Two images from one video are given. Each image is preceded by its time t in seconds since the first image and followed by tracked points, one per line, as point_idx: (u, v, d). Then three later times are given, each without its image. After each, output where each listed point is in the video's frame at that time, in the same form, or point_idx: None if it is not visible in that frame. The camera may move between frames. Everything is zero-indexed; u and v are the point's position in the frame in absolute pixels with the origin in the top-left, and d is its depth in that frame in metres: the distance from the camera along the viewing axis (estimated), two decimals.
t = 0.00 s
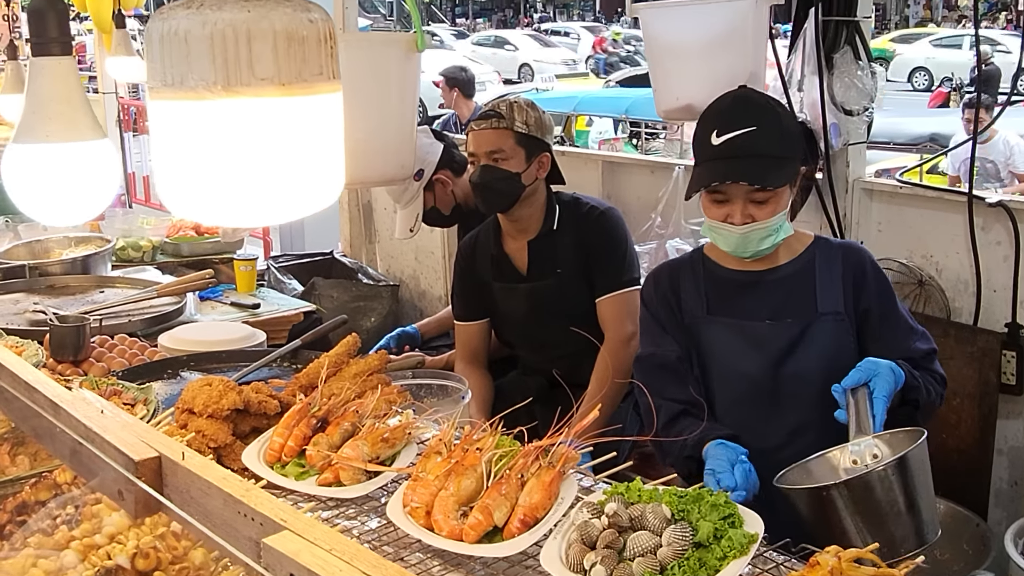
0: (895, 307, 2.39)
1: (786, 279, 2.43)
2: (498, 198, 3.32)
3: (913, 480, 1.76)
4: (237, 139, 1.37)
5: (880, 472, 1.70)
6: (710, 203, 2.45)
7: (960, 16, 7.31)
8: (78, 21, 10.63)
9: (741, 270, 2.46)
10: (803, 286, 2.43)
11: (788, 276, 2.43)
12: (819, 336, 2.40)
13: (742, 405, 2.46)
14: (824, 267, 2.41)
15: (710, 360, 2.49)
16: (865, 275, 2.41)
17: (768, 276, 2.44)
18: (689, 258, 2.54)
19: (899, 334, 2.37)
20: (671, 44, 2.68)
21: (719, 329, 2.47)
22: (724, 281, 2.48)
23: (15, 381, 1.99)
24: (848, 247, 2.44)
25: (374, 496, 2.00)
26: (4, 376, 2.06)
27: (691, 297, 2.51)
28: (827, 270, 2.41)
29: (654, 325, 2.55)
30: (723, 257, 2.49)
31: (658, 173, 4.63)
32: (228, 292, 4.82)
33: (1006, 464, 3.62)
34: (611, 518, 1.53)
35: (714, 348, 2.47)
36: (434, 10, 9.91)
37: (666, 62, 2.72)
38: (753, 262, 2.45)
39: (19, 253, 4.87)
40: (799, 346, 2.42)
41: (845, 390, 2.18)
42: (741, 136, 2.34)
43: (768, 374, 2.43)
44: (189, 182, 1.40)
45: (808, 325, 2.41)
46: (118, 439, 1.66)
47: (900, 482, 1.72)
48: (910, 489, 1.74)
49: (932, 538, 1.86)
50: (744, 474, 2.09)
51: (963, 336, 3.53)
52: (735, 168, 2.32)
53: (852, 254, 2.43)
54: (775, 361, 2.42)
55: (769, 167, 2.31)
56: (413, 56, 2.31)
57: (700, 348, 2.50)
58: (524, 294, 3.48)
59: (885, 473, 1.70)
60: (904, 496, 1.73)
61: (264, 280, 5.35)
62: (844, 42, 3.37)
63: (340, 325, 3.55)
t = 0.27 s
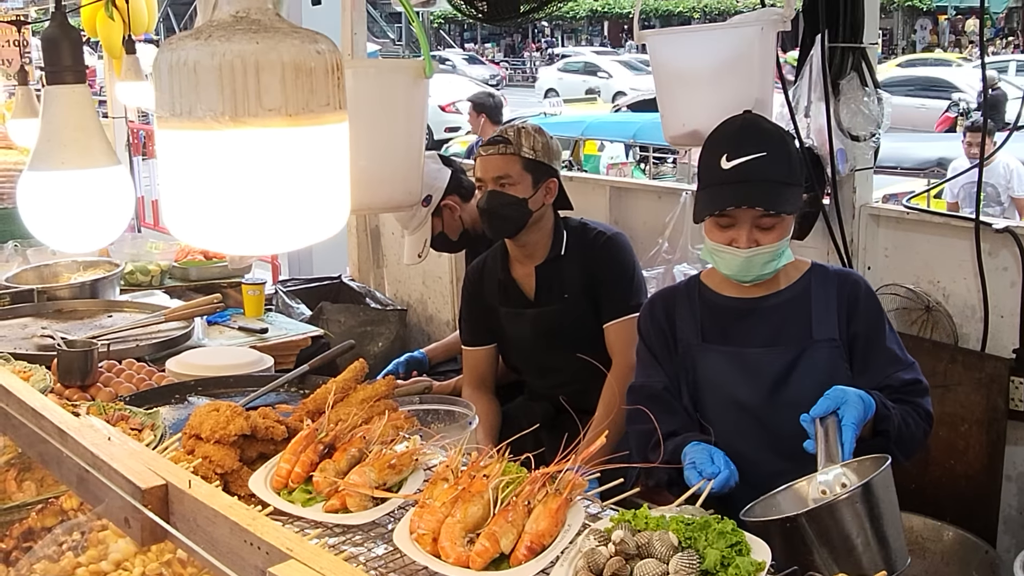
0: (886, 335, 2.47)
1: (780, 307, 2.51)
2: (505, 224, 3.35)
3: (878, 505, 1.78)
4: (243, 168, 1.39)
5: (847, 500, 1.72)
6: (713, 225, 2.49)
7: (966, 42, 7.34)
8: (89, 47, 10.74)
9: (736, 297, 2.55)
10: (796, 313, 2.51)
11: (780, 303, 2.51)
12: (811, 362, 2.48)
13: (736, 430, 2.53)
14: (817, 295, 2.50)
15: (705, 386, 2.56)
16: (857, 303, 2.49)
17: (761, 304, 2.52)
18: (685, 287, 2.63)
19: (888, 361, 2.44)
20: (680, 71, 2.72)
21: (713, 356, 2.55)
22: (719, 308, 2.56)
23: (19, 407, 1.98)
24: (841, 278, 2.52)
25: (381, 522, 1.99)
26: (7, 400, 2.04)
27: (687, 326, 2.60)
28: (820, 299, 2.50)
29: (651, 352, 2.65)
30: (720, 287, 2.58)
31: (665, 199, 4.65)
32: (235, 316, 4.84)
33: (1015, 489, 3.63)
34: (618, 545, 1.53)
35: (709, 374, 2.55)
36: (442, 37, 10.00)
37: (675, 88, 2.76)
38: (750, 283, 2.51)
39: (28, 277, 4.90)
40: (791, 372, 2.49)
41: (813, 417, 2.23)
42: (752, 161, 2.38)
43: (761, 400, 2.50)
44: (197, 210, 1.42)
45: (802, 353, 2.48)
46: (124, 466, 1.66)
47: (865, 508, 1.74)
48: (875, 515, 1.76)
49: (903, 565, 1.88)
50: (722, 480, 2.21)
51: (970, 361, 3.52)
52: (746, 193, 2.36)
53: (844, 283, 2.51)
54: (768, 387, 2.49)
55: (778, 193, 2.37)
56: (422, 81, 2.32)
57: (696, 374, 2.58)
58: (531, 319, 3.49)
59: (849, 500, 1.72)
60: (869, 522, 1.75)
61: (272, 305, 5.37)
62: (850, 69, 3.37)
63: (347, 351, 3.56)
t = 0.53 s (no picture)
0: (881, 351, 2.47)
1: (774, 324, 2.52)
2: (506, 238, 3.36)
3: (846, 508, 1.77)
4: (246, 185, 1.40)
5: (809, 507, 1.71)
6: (712, 239, 2.49)
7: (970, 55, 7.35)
8: (95, 61, 10.80)
9: (730, 315, 2.56)
10: (790, 331, 2.52)
11: (775, 321, 2.52)
12: (806, 379, 2.48)
13: (731, 448, 2.52)
14: (812, 312, 2.51)
15: (699, 404, 2.57)
16: (850, 319, 2.50)
17: (756, 322, 2.53)
18: (680, 306, 2.65)
19: (883, 377, 2.44)
20: (686, 87, 2.84)
21: (708, 374, 2.56)
22: (713, 326, 2.57)
23: (23, 423, 1.96)
24: (837, 294, 2.53)
25: (385, 538, 1.99)
26: (10, 416, 2.03)
27: (682, 345, 2.60)
28: (814, 315, 2.50)
29: (646, 370, 2.66)
30: (716, 305, 2.59)
31: (669, 213, 4.66)
32: (239, 331, 4.85)
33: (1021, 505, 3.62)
34: (623, 561, 1.53)
35: (705, 392, 2.56)
36: (446, 50, 10.04)
37: (680, 104, 2.87)
38: (748, 298, 2.51)
39: (32, 291, 4.91)
40: (786, 390, 2.50)
41: (785, 444, 2.17)
42: (752, 177, 2.38)
43: (756, 417, 2.50)
44: (199, 227, 1.42)
45: (796, 370, 2.49)
46: (128, 484, 1.66)
47: (832, 515, 1.73)
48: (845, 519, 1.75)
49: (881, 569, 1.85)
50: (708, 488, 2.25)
51: (976, 376, 3.51)
52: (745, 209, 2.36)
53: (839, 300, 2.52)
54: (763, 404, 2.50)
55: (777, 209, 2.37)
56: (426, 96, 2.33)
57: (690, 392, 2.59)
58: (535, 334, 3.49)
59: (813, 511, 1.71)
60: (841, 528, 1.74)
61: (277, 319, 5.38)
62: (854, 84, 3.40)
63: (351, 365, 3.57)
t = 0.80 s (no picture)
0: (877, 361, 2.46)
1: (771, 336, 2.51)
2: (506, 249, 3.36)
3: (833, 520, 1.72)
4: (250, 196, 1.39)
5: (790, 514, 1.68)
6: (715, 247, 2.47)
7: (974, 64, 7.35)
8: (99, 70, 10.83)
9: (727, 327, 2.55)
10: (788, 341, 2.51)
11: (772, 332, 2.51)
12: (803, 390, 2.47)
13: (730, 460, 2.51)
14: (808, 322, 2.50)
15: (697, 417, 2.56)
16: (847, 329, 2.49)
17: (753, 333, 2.52)
18: (677, 318, 2.64)
19: (879, 387, 2.43)
20: (689, 96, 2.83)
21: (706, 386, 2.55)
22: (710, 338, 2.57)
23: (25, 435, 1.95)
24: (834, 304, 2.52)
25: (388, 549, 1.98)
26: (12, 428, 2.02)
27: (679, 358, 2.60)
28: (811, 325, 2.49)
29: (645, 384, 2.66)
30: (714, 317, 2.58)
31: (674, 223, 4.65)
32: (243, 341, 4.84)
33: None
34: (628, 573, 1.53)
35: (702, 404, 2.55)
36: (450, 60, 10.05)
37: (683, 113, 2.86)
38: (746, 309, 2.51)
39: (36, 301, 4.92)
40: (784, 401, 2.48)
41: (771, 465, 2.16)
42: (759, 188, 2.38)
43: (754, 429, 2.48)
44: (201, 239, 1.42)
45: (793, 381, 2.47)
46: (130, 496, 1.66)
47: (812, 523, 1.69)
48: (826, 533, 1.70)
49: None
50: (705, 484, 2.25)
51: (981, 386, 3.50)
52: (752, 220, 2.35)
53: (835, 310, 2.51)
54: (761, 415, 2.48)
55: (784, 221, 2.37)
56: (429, 106, 2.33)
57: (688, 405, 2.58)
58: (539, 343, 3.48)
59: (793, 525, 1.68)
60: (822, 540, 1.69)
61: (280, 329, 5.37)
62: (858, 93, 3.37)
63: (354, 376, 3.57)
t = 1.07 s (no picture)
0: (878, 372, 2.43)
1: (773, 347, 2.50)
2: (507, 258, 3.36)
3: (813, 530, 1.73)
4: (251, 205, 1.38)
5: (769, 524, 1.69)
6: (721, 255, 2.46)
7: (975, 72, 7.35)
8: (101, 79, 10.86)
9: (727, 337, 2.54)
10: (789, 353, 2.49)
11: (773, 342, 2.50)
12: (804, 401, 2.45)
13: (730, 471, 2.50)
14: (809, 333, 2.48)
15: (698, 428, 2.55)
16: (849, 341, 2.47)
17: (753, 343, 2.51)
18: (678, 328, 2.64)
19: (880, 398, 2.41)
20: (690, 104, 2.84)
21: (706, 396, 2.54)
22: (711, 348, 2.56)
23: (25, 447, 1.94)
24: (836, 315, 2.50)
25: (391, 561, 1.96)
26: (12, 440, 2.01)
27: (681, 368, 2.59)
28: (811, 336, 2.48)
29: (646, 394, 2.66)
30: (715, 327, 2.57)
31: (676, 231, 4.64)
32: (244, 350, 4.83)
33: None
34: None
35: (703, 415, 2.54)
36: (451, 69, 10.06)
37: (684, 121, 2.87)
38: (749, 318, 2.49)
39: (37, 311, 4.91)
40: (785, 412, 2.47)
41: (762, 486, 2.17)
42: (768, 196, 2.38)
43: (754, 440, 2.47)
44: (204, 249, 1.41)
45: (794, 393, 2.46)
46: (131, 509, 1.65)
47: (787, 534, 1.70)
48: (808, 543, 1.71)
49: None
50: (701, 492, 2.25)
51: (985, 395, 3.48)
52: (761, 227, 2.35)
53: (837, 321, 2.49)
54: (761, 427, 2.47)
55: (793, 230, 2.36)
56: (432, 115, 2.33)
57: (689, 415, 2.57)
58: (541, 353, 3.47)
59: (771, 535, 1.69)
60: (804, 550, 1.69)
61: (282, 339, 5.36)
62: (861, 101, 3.37)
63: (356, 386, 3.56)
